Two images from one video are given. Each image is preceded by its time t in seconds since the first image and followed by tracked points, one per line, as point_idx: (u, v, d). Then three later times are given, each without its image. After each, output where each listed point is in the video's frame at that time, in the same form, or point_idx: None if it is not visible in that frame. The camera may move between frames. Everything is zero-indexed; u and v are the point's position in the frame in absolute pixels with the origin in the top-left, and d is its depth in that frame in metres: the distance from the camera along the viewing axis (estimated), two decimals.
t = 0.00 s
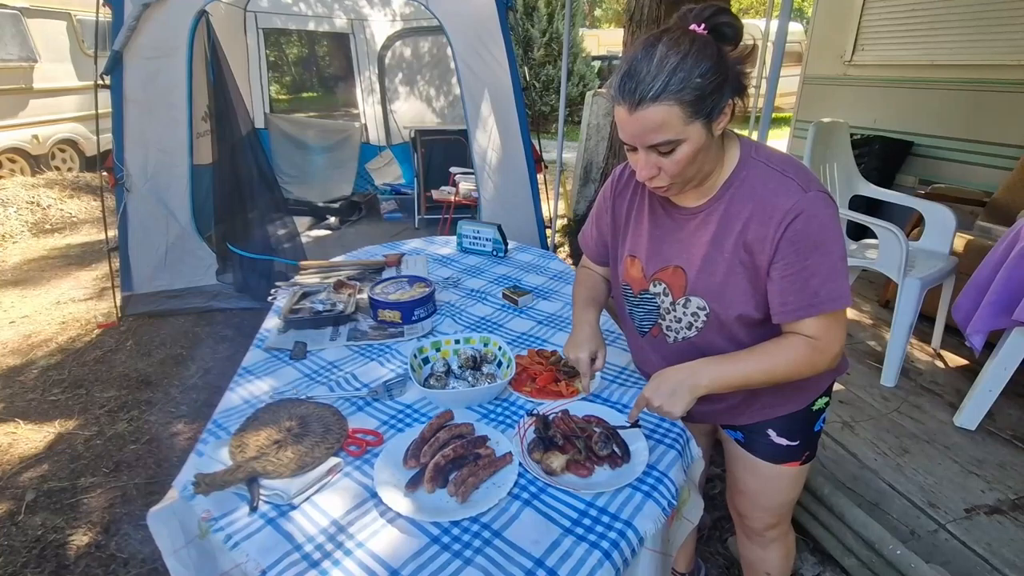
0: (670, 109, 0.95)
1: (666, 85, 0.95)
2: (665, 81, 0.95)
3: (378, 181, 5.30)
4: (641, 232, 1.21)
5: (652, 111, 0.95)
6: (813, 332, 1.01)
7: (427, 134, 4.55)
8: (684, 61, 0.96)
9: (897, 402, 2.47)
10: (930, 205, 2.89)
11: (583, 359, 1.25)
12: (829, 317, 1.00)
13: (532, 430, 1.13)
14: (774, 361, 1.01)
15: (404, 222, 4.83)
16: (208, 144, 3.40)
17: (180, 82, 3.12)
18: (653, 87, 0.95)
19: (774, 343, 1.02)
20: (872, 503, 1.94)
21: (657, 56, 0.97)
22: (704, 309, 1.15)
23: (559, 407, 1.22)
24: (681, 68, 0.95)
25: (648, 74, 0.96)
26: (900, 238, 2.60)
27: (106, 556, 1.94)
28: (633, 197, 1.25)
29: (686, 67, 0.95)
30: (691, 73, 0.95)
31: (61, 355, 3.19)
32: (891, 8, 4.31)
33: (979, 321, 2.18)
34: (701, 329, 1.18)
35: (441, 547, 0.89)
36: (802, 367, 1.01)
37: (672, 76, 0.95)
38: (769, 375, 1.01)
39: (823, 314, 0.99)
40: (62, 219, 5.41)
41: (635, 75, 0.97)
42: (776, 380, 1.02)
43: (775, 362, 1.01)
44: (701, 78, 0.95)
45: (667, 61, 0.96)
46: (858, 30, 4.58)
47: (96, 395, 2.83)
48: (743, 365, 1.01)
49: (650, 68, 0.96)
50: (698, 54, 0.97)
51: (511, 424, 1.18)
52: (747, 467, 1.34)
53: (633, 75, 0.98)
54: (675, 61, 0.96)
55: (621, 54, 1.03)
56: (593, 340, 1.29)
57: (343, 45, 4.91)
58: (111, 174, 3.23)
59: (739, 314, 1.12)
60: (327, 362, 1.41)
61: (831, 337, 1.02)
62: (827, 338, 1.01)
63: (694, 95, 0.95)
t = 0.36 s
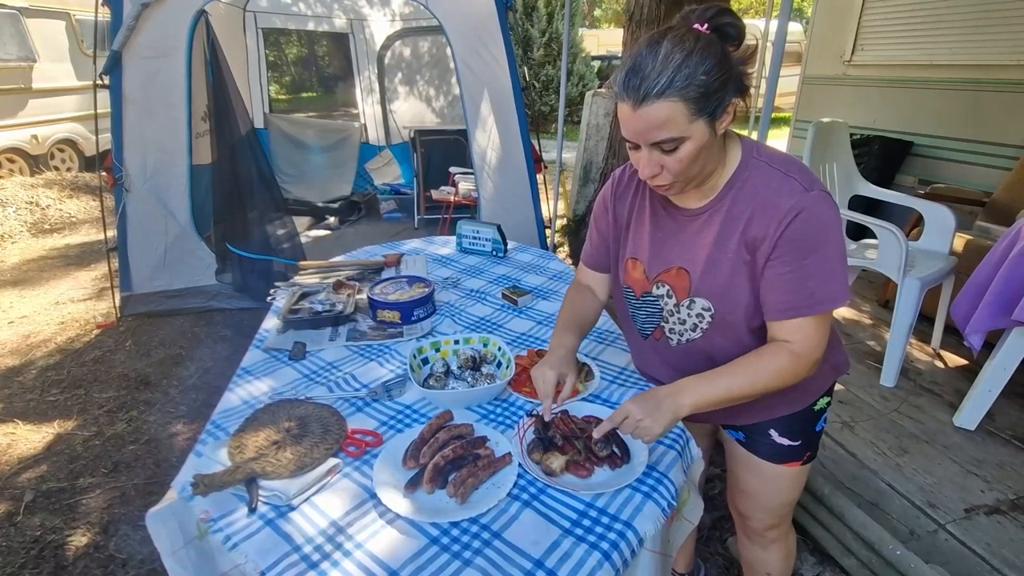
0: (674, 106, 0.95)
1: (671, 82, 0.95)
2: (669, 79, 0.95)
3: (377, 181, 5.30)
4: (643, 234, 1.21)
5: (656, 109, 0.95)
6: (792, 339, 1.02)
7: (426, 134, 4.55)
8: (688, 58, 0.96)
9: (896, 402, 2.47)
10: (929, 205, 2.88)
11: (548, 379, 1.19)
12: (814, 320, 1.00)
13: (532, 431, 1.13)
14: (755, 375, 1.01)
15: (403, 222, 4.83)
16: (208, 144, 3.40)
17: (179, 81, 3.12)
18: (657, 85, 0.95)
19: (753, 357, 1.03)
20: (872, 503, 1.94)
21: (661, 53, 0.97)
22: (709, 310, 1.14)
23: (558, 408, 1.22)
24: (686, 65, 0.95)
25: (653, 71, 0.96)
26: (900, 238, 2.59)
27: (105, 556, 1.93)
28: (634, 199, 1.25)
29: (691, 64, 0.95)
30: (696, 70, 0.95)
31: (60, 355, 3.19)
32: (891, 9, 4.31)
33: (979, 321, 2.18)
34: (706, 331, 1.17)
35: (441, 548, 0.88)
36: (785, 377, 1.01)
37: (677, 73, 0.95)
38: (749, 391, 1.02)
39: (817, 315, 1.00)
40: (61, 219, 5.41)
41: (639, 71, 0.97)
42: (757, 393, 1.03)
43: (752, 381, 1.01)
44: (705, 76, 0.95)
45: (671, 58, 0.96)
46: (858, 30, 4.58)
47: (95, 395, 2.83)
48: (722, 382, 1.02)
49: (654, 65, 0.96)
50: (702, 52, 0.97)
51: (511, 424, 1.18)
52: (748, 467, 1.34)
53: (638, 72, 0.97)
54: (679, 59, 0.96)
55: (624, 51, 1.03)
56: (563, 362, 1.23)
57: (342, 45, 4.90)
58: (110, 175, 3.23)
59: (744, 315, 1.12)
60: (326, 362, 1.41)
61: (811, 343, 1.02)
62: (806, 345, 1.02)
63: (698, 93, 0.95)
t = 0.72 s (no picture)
0: (673, 107, 0.95)
1: (670, 83, 0.95)
2: (668, 80, 0.95)
3: (377, 181, 5.31)
4: (642, 236, 1.21)
5: (655, 109, 0.95)
6: (792, 339, 1.01)
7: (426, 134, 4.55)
8: (687, 60, 0.96)
9: (896, 402, 2.47)
10: (929, 205, 2.89)
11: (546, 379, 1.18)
12: (812, 322, 1.00)
13: (532, 432, 1.13)
14: (748, 367, 1.00)
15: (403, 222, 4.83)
16: (207, 144, 3.40)
17: (179, 82, 3.12)
18: (656, 85, 0.95)
19: (749, 349, 1.02)
20: (872, 503, 1.94)
21: (660, 53, 0.97)
22: (708, 313, 1.15)
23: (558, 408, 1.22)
24: (685, 66, 0.95)
25: (652, 71, 0.96)
26: (899, 238, 2.60)
27: (105, 557, 1.93)
28: (632, 202, 1.25)
29: (690, 66, 0.95)
30: (695, 71, 0.95)
31: (60, 355, 3.19)
32: (891, 9, 4.31)
33: (978, 321, 2.18)
34: (706, 333, 1.18)
35: (441, 548, 0.89)
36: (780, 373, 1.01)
37: (676, 73, 0.95)
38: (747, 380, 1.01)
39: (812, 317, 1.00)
40: (61, 219, 5.40)
41: (638, 72, 0.97)
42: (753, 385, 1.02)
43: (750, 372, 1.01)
44: (704, 77, 0.95)
45: (670, 58, 0.96)
46: (857, 30, 4.58)
47: (94, 395, 2.83)
48: (717, 370, 1.02)
49: (653, 66, 0.96)
50: (702, 53, 0.97)
51: (511, 425, 1.18)
52: (748, 467, 1.34)
53: (637, 72, 0.97)
54: (678, 60, 0.96)
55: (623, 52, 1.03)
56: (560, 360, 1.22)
57: (342, 45, 4.90)
58: (110, 175, 3.23)
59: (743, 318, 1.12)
60: (326, 363, 1.41)
61: (808, 344, 1.01)
62: (804, 345, 1.01)
63: (697, 94, 0.95)
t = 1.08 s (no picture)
0: (695, 64, 0.97)
1: (688, 44, 0.98)
2: (687, 41, 0.98)
3: (377, 180, 5.31)
4: (638, 239, 1.21)
5: (678, 64, 0.96)
6: (803, 334, 1.02)
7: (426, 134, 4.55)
8: (700, 33, 1.00)
9: (896, 402, 2.48)
10: (929, 205, 2.89)
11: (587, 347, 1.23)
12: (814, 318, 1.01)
13: (532, 431, 1.13)
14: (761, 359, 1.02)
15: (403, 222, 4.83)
16: (207, 144, 3.40)
17: (179, 81, 3.12)
18: (677, 43, 0.98)
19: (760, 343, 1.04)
20: (871, 503, 1.94)
21: (674, 25, 1.01)
22: (707, 313, 1.15)
23: (558, 408, 1.22)
24: (699, 36, 1.00)
25: (670, 35, 0.99)
26: (899, 238, 2.60)
27: (105, 557, 1.93)
28: (627, 205, 1.25)
29: (703, 36, 1.00)
30: (708, 41, 1.00)
31: (60, 355, 3.19)
32: (890, 9, 4.31)
33: (977, 320, 2.19)
34: (705, 334, 1.18)
35: (441, 548, 0.88)
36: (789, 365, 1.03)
37: (693, 37, 0.99)
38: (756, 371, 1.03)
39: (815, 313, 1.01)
40: (60, 219, 5.40)
41: (655, 38, 1.00)
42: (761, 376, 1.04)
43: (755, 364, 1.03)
44: (716, 48, 1.01)
45: (684, 28, 1.00)
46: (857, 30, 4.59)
47: (94, 395, 2.83)
48: (724, 358, 1.03)
49: (669, 32, 1.00)
50: (710, 32, 1.03)
51: (510, 424, 1.18)
52: (748, 467, 1.34)
53: (654, 38, 1.00)
54: (692, 30, 1.00)
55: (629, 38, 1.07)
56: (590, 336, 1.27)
57: (341, 44, 4.90)
58: (109, 175, 3.23)
59: (743, 317, 1.12)
60: (326, 362, 1.41)
61: (815, 337, 1.03)
62: (812, 338, 1.02)
63: (713, 59, 0.99)
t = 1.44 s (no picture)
0: (688, 64, 0.98)
1: (682, 44, 1.00)
2: (680, 42, 1.00)
3: (377, 180, 5.31)
4: (635, 243, 1.20)
5: (672, 63, 0.98)
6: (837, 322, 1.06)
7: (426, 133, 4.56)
8: (694, 35, 1.02)
9: (895, 401, 2.48)
10: (929, 205, 2.89)
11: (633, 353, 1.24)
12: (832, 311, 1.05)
13: (533, 430, 1.13)
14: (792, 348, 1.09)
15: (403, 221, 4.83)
16: (208, 143, 3.40)
17: (179, 81, 3.12)
18: (671, 44, 0.99)
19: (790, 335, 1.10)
20: (871, 502, 1.94)
21: (668, 27, 1.03)
22: (708, 316, 1.15)
23: (559, 407, 1.22)
24: (692, 38, 1.02)
25: (665, 35, 1.01)
26: (899, 237, 2.60)
27: (106, 555, 1.93)
28: (622, 210, 1.24)
29: (696, 38, 1.02)
30: (701, 44, 1.02)
31: (60, 354, 3.19)
32: (890, 10, 4.31)
33: (977, 319, 2.19)
34: (706, 336, 1.18)
35: (442, 545, 0.89)
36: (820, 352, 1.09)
37: (686, 39, 1.01)
38: (793, 361, 1.09)
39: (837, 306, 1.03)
40: (61, 218, 5.40)
41: (649, 39, 1.02)
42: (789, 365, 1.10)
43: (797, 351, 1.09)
44: (709, 50, 1.02)
45: (678, 31, 1.02)
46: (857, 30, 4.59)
47: (95, 394, 2.83)
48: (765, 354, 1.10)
49: (664, 33, 1.02)
50: (703, 36, 1.05)
51: (511, 423, 1.18)
52: (746, 466, 1.35)
53: (648, 39, 1.02)
54: (685, 33, 1.02)
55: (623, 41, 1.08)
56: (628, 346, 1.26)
57: (342, 44, 4.90)
58: (110, 174, 3.23)
59: (746, 318, 1.13)
60: (327, 362, 1.41)
61: (847, 322, 1.06)
62: (844, 324, 1.06)
63: (705, 61, 1.01)
